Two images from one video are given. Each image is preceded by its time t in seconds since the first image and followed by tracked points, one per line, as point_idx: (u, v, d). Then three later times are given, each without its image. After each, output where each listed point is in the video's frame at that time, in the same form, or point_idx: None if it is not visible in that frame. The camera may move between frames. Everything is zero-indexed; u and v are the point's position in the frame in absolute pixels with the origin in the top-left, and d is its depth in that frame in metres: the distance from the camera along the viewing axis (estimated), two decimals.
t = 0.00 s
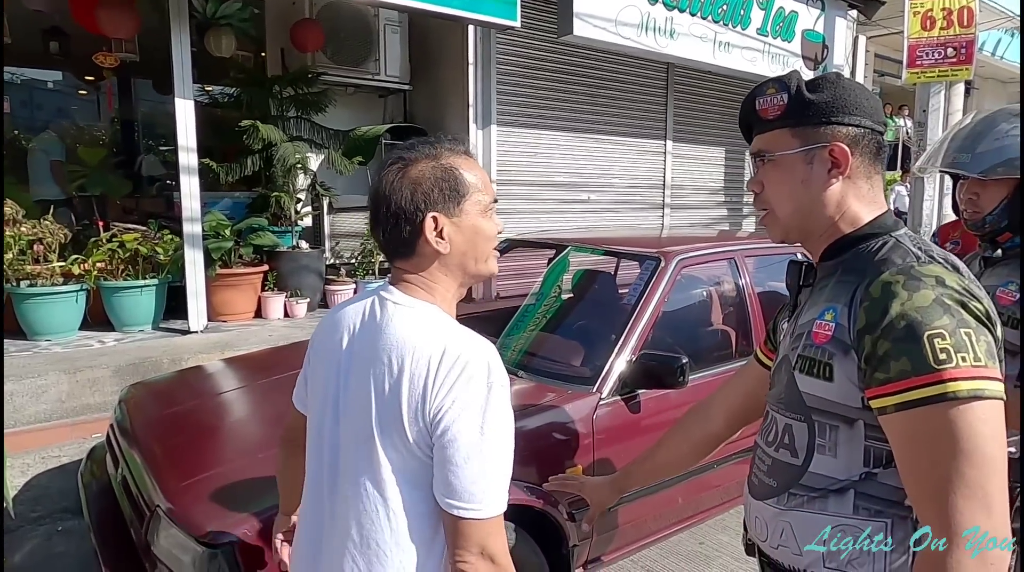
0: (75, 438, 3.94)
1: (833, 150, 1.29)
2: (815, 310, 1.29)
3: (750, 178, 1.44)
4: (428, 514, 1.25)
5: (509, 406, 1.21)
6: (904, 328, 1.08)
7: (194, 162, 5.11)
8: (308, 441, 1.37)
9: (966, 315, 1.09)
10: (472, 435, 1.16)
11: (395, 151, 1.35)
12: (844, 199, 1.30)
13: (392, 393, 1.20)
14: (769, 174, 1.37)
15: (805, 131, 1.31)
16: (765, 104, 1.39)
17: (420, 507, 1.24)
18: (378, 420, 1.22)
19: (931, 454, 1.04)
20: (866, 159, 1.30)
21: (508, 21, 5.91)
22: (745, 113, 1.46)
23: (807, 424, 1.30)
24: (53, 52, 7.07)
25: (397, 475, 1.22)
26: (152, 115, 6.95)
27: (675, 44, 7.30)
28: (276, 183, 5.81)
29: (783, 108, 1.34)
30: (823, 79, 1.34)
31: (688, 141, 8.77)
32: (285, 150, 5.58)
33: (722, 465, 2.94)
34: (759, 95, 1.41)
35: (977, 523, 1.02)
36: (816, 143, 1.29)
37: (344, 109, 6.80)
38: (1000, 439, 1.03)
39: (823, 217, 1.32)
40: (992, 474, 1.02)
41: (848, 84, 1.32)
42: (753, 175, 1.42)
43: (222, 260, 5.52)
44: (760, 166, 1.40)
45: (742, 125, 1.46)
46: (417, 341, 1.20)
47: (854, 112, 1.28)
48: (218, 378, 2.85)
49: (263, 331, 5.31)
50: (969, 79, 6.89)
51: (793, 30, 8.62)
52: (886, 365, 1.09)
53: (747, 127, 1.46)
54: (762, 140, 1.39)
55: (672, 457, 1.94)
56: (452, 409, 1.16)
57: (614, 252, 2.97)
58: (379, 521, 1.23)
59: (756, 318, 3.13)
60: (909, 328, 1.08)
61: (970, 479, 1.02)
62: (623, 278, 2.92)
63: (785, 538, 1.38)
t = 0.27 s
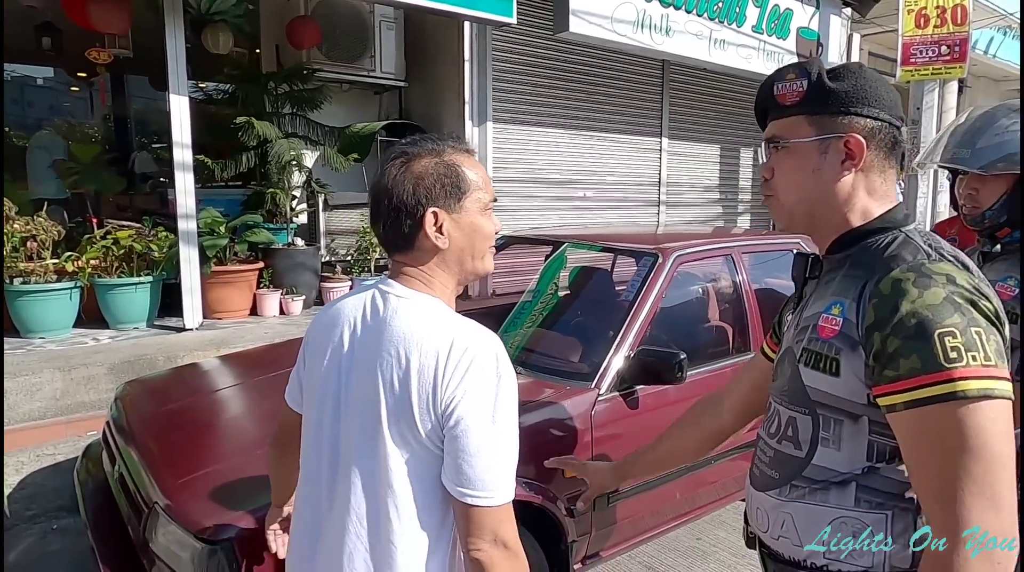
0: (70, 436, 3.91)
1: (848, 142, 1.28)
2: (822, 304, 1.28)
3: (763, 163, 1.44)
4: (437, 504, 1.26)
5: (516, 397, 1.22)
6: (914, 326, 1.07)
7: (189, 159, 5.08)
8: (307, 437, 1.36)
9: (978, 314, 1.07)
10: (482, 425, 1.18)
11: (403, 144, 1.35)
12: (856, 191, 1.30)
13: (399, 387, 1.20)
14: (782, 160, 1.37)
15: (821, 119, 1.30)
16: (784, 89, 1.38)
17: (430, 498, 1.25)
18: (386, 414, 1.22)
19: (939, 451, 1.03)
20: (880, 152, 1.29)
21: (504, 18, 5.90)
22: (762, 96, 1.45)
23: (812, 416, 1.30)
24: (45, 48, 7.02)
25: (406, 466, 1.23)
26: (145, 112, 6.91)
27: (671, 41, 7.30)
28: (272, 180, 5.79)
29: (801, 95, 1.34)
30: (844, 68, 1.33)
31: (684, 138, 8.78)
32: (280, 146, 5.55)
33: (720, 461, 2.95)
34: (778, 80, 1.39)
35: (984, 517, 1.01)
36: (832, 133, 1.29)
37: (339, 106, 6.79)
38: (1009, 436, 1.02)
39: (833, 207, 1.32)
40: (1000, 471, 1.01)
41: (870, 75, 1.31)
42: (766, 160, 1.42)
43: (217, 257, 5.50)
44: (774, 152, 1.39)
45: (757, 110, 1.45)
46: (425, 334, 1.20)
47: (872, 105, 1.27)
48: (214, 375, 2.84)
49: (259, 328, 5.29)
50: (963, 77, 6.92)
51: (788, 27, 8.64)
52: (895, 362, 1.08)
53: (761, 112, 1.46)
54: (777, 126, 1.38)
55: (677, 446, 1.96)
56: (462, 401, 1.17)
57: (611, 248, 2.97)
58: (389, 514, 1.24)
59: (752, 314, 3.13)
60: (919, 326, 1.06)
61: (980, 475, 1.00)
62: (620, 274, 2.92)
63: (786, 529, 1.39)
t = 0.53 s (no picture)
0: (64, 433, 3.90)
1: (917, 131, 1.16)
2: (843, 299, 1.24)
3: (822, 144, 1.33)
4: (442, 499, 1.27)
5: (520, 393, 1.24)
6: (924, 344, 1.01)
7: (184, 155, 5.06)
8: (309, 431, 1.35)
9: (995, 343, 1.01)
10: (489, 421, 1.19)
11: (419, 137, 1.33)
12: (917, 185, 1.19)
13: (406, 382, 1.21)
14: (841, 143, 1.26)
15: (890, 103, 1.18)
16: (852, 65, 1.25)
17: (435, 493, 1.25)
18: (392, 409, 1.22)
19: (920, 473, 1.00)
20: (952, 146, 1.16)
21: (500, 14, 5.89)
22: (829, 70, 1.33)
23: (803, 409, 1.31)
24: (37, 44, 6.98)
25: (412, 461, 1.23)
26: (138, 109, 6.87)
27: (666, 38, 7.31)
28: (266, 177, 5.77)
29: (872, 74, 1.21)
30: (924, 46, 1.19)
31: (679, 135, 8.80)
32: (275, 143, 5.53)
33: (716, 456, 2.96)
34: (848, 54, 1.27)
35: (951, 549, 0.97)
36: (900, 120, 1.17)
37: (334, 103, 6.78)
38: (992, 472, 0.99)
39: (889, 201, 1.21)
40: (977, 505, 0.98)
41: (956, 57, 1.16)
42: (825, 141, 1.30)
43: (211, 254, 5.48)
44: (834, 134, 1.29)
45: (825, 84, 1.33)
46: (432, 331, 1.21)
47: (950, 91, 1.14)
48: (209, 372, 2.83)
49: (254, 326, 5.28)
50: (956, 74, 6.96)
51: (783, 25, 8.66)
52: (896, 376, 1.03)
53: (826, 88, 1.34)
54: (842, 106, 1.27)
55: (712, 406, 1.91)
56: (470, 397, 1.18)
57: (607, 245, 2.98)
58: (395, 509, 1.24)
59: (748, 311, 3.14)
60: (930, 346, 1.00)
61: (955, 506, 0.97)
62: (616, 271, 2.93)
63: (761, 511, 1.43)
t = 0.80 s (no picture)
0: (56, 433, 3.88)
1: (923, 124, 1.08)
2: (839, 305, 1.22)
3: (829, 137, 1.27)
4: (440, 499, 1.26)
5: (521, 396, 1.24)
6: (902, 348, 0.96)
7: (176, 153, 5.03)
8: (309, 428, 1.35)
9: (984, 353, 0.95)
10: (490, 423, 1.19)
11: (425, 134, 1.31)
12: (926, 180, 1.10)
13: (407, 382, 1.20)
14: (847, 137, 1.20)
15: (894, 94, 1.11)
16: (857, 54, 1.18)
17: (434, 493, 1.25)
18: (392, 408, 1.22)
19: (892, 483, 0.97)
20: (966, 138, 1.07)
21: (494, 12, 5.88)
22: (834, 60, 1.25)
23: (799, 416, 1.31)
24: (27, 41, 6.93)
25: (411, 461, 1.23)
26: (131, 106, 6.85)
27: (660, 36, 7.32)
28: (260, 174, 5.76)
29: (876, 64, 1.14)
30: (934, 30, 1.10)
31: (673, 133, 8.81)
32: (268, 141, 5.51)
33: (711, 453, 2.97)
34: (852, 42, 1.19)
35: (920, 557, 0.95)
36: (903, 111, 1.10)
37: (327, 100, 6.75)
38: (970, 490, 0.95)
39: (895, 197, 1.14)
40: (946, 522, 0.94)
41: (969, 41, 1.06)
42: (831, 135, 1.24)
43: (204, 252, 5.46)
44: (840, 127, 1.22)
45: (832, 73, 1.26)
46: (433, 331, 1.20)
47: (961, 80, 1.05)
48: (202, 371, 2.82)
49: (247, 324, 5.26)
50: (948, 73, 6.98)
51: (776, 23, 8.68)
52: (872, 382, 0.99)
53: (835, 77, 1.26)
54: (848, 98, 1.20)
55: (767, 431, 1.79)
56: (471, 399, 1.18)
57: (601, 243, 2.97)
58: (394, 508, 1.24)
59: (741, 308, 3.15)
60: (908, 351, 0.96)
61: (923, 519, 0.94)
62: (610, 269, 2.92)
63: (758, 521, 1.42)
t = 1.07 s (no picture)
0: (48, 433, 3.86)
1: (894, 123, 1.06)
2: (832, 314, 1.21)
3: (813, 142, 1.26)
4: (440, 504, 1.27)
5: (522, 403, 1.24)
6: (874, 359, 0.95)
7: (169, 152, 5.01)
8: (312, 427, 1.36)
9: (961, 358, 0.92)
10: (489, 431, 1.19)
11: (428, 136, 1.30)
12: (907, 180, 1.08)
13: (408, 387, 1.20)
14: (826, 142, 1.19)
15: (864, 95, 1.10)
16: (825, 57, 1.18)
17: (433, 498, 1.26)
18: (393, 412, 1.22)
19: (874, 498, 0.96)
20: (944, 133, 1.04)
21: (488, 10, 5.87)
22: (809, 65, 1.25)
23: (808, 432, 1.26)
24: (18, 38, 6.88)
25: (411, 465, 1.24)
26: (123, 105, 6.82)
27: (653, 35, 7.33)
28: (253, 173, 5.76)
29: (843, 66, 1.13)
30: (899, 25, 1.08)
31: (666, 132, 8.83)
32: (261, 140, 5.49)
33: (704, 451, 2.98)
34: (820, 46, 1.19)
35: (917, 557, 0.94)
36: (873, 113, 1.09)
37: (320, 99, 6.74)
38: (953, 502, 0.93)
39: (877, 198, 1.12)
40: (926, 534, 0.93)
41: (937, 34, 1.04)
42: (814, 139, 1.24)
43: (197, 251, 5.44)
44: (820, 132, 1.22)
45: (810, 77, 1.25)
46: (435, 337, 1.20)
47: (929, 74, 1.02)
48: (195, 370, 2.82)
49: (241, 323, 5.25)
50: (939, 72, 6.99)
51: (769, 22, 8.71)
52: (849, 396, 0.99)
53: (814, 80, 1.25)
54: (823, 101, 1.20)
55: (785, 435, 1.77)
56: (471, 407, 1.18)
57: (595, 242, 2.98)
58: (394, 511, 1.25)
59: (735, 306, 3.15)
60: (879, 362, 0.95)
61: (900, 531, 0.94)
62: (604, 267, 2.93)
63: (776, 542, 1.38)
